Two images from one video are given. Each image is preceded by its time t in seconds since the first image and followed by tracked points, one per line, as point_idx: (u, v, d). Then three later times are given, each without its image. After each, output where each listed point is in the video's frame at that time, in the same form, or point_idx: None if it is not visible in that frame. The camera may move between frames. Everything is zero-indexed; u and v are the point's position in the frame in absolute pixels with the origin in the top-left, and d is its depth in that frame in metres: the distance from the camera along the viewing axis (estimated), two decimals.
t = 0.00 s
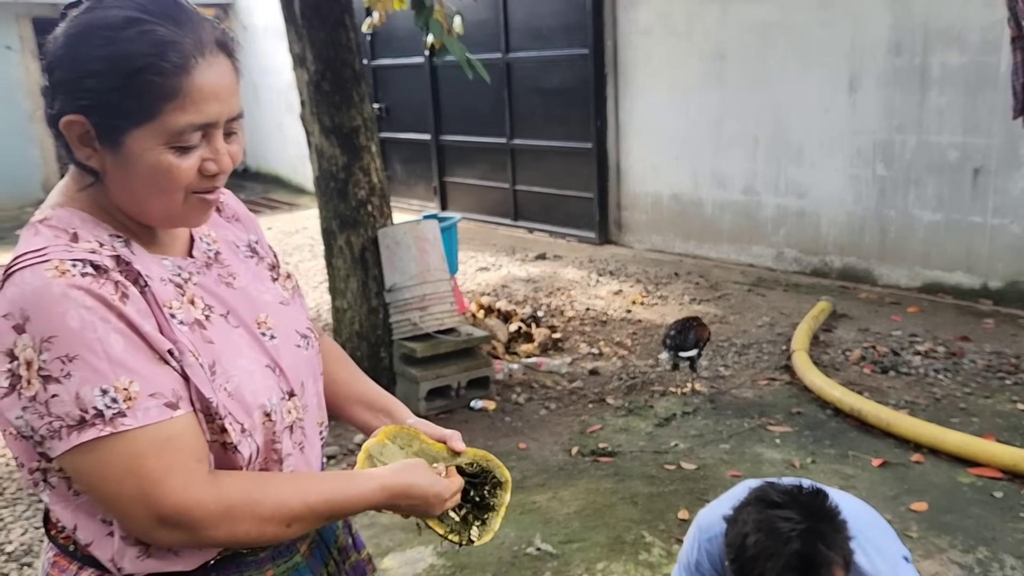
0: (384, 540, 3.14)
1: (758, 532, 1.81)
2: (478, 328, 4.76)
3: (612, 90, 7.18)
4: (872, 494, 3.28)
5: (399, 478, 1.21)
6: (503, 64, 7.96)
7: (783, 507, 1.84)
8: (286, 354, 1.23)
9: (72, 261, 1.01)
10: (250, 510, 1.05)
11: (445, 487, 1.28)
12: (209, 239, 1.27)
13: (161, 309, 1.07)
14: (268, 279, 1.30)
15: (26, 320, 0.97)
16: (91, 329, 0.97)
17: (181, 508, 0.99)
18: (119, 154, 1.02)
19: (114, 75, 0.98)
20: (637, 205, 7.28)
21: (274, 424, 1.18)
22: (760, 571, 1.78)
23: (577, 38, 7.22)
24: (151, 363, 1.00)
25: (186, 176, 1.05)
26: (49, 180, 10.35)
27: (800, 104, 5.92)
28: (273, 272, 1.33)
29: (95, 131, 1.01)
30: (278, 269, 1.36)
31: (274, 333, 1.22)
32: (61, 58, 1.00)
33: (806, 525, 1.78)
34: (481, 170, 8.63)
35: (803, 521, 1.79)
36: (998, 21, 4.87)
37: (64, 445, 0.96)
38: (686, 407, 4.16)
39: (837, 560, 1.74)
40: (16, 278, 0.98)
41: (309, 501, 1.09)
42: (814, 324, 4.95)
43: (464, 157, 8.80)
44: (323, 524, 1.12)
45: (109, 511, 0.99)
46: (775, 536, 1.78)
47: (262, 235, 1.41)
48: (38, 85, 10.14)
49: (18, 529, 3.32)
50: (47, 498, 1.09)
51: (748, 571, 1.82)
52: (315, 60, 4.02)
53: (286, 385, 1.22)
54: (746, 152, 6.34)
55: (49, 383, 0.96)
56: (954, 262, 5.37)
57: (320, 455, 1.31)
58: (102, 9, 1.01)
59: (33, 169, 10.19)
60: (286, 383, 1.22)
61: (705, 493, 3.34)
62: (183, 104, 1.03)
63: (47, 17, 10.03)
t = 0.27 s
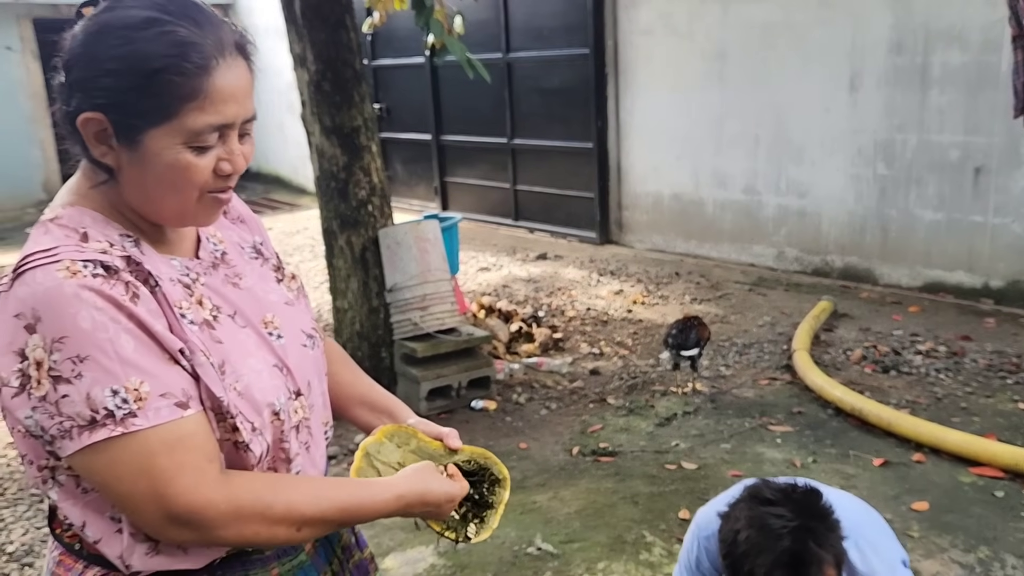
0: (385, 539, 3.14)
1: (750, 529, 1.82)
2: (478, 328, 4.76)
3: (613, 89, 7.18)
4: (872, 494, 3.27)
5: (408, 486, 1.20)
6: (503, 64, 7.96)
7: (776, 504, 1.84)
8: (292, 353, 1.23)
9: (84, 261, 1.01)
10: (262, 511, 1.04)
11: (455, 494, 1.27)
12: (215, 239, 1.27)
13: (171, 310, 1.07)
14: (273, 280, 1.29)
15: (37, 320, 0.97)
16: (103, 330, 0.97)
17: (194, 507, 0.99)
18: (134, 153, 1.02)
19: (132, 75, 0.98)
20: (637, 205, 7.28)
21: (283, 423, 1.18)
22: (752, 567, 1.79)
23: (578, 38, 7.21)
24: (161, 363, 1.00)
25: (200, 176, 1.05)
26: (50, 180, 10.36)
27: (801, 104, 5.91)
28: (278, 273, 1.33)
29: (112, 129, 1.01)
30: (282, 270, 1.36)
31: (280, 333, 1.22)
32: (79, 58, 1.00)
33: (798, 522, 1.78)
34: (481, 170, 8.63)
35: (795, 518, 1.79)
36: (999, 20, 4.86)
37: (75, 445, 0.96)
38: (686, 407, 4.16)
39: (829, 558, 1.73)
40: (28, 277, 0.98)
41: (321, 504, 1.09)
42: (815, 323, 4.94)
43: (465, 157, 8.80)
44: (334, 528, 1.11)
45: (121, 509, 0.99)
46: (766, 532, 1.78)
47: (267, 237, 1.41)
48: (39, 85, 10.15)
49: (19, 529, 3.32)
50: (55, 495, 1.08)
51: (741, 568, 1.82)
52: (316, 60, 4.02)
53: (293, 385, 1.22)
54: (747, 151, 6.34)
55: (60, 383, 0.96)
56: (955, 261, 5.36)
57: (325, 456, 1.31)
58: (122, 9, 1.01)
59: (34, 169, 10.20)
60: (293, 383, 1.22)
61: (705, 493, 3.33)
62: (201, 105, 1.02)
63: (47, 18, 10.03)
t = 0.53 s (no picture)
0: (384, 540, 3.14)
1: (744, 532, 1.82)
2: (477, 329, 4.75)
3: (612, 89, 7.18)
4: (872, 494, 3.27)
5: (422, 486, 1.20)
6: (503, 65, 7.96)
7: (770, 508, 1.84)
8: (297, 354, 1.23)
9: (99, 262, 1.01)
10: (275, 511, 1.04)
11: (469, 494, 1.26)
12: (220, 241, 1.27)
13: (185, 311, 1.07)
14: (276, 283, 1.29)
15: (53, 320, 0.97)
16: (120, 330, 0.97)
17: (208, 507, 0.99)
18: (151, 154, 1.02)
19: (153, 76, 0.99)
20: (637, 205, 7.28)
21: (291, 423, 1.18)
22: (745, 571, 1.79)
23: (577, 38, 7.21)
24: (177, 363, 1.00)
25: (215, 179, 1.05)
26: (50, 181, 10.38)
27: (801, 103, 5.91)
28: (280, 275, 1.33)
29: (130, 129, 1.01)
30: (284, 272, 1.36)
31: (285, 334, 1.22)
32: (99, 57, 1.01)
33: (791, 527, 1.78)
34: (481, 170, 8.63)
35: (788, 522, 1.79)
36: (997, 20, 4.86)
37: (91, 446, 0.96)
38: (686, 407, 4.16)
39: (822, 563, 1.73)
40: (43, 277, 0.98)
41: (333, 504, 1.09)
42: (814, 323, 4.94)
43: (464, 157, 8.80)
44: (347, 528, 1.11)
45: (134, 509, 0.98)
46: (759, 536, 1.79)
47: (268, 239, 1.41)
48: (39, 86, 10.15)
49: (18, 530, 3.32)
50: (66, 493, 1.08)
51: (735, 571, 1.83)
52: (314, 61, 4.02)
53: (299, 386, 1.22)
54: (746, 151, 6.33)
55: (77, 384, 0.96)
56: (955, 261, 5.36)
57: (327, 457, 1.32)
58: (146, 11, 1.02)
59: (34, 170, 10.22)
60: (299, 384, 1.22)
61: (704, 493, 3.33)
62: (220, 109, 1.03)
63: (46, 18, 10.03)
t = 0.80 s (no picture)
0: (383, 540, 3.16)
1: (741, 531, 1.84)
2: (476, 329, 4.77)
3: (611, 90, 7.20)
4: (869, 492, 3.29)
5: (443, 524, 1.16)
6: (501, 65, 7.97)
7: (770, 508, 1.85)
8: (299, 355, 1.25)
9: (110, 265, 1.02)
10: (288, 518, 1.04)
11: (495, 548, 1.20)
12: (221, 243, 1.29)
13: (195, 313, 1.09)
14: (275, 286, 1.31)
15: (64, 322, 0.98)
16: (131, 331, 0.98)
17: (220, 505, 0.99)
18: (167, 158, 1.04)
19: (171, 82, 1.00)
20: (636, 205, 7.30)
21: (296, 423, 1.21)
22: (742, 570, 1.81)
23: (575, 38, 7.22)
24: (189, 364, 1.02)
25: (227, 184, 1.07)
26: (50, 182, 10.39)
27: (798, 104, 5.93)
28: (279, 278, 1.34)
29: (145, 132, 1.02)
30: (283, 275, 1.37)
31: (286, 336, 1.24)
32: (115, 61, 1.02)
33: (790, 527, 1.79)
34: (480, 171, 8.64)
35: (787, 523, 1.80)
36: (994, 20, 4.88)
37: (102, 446, 0.97)
38: (684, 406, 4.18)
39: (818, 565, 1.74)
40: (54, 279, 0.99)
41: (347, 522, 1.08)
42: (812, 322, 4.96)
43: (463, 158, 8.81)
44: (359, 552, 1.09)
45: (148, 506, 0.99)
46: (757, 536, 1.80)
47: (266, 241, 1.42)
48: (38, 87, 10.15)
49: (18, 531, 3.33)
50: (72, 495, 1.08)
51: (732, 569, 1.85)
52: (313, 62, 4.03)
53: (302, 386, 1.24)
54: (744, 151, 6.35)
55: (87, 385, 0.98)
56: (952, 260, 5.38)
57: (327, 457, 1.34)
58: (164, 17, 1.04)
59: (33, 172, 10.24)
60: (302, 384, 1.24)
61: (702, 492, 3.35)
62: (237, 116, 1.04)
63: (45, 19, 10.04)
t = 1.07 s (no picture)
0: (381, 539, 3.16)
1: (734, 496, 1.84)
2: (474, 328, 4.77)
3: (608, 89, 7.20)
4: (866, 490, 3.29)
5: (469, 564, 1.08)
6: (498, 65, 7.97)
7: (768, 481, 1.83)
8: (298, 353, 1.25)
9: (123, 267, 1.02)
10: (320, 520, 1.02)
11: None
12: (218, 242, 1.29)
13: (208, 313, 1.09)
14: (271, 284, 1.31)
15: (81, 326, 0.98)
16: (151, 331, 0.98)
17: (252, 496, 0.98)
18: (171, 159, 1.03)
19: (176, 83, 1.00)
20: (633, 204, 7.30)
21: (304, 420, 1.21)
22: (725, 533, 1.82)
23: (572, 38, 7.22)
24: (208, 361, 1.02)
25: (232, 185, 1.07)
26: (47, 182, 10.38)
27: (796, 103, 5.93)
28: (273, 276, 1.34)
29: (149, 134, 1.02)
30: (277, 273, 1.37)
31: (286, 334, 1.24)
32: (116, 63, 1.02)
33: (782, 503, 1.77)
34: (478, 170, 8.64)
35: (780, 498, 1.78)
36: (991, 19, 4.88)
37: (130, 446, 0.97)
38: (681, 405, 4.18)
39: (800, 548, 1.71)
40: (67, 283, 0.99)
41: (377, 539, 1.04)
42: (809, 321, 4.96)
43: (460, 157, 8.81)
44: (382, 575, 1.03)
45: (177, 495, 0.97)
46: (746, 503, 1.80)
47: (261, 239, 1.43)
48: (36, 87, 10.13)
49: (15, 531, 3.33)
50: (82, 496, 1.08)
51: (717, 530, 1.87)
52: (310, 61, 4.03)
53: (305, 384, 1.24)
54: (741, 150, 6.35)
55: (112, 387, 0.97)
56: (949, 259, 5.39)
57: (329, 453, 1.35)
58: (166, 17, 1.03)
59: (31, 171, 10.24)
60: (305, 382, 1.25)
61: (700, 491, 3.35)
62: (243, 117, 1.04)
63: (42, 19, 10.03)
